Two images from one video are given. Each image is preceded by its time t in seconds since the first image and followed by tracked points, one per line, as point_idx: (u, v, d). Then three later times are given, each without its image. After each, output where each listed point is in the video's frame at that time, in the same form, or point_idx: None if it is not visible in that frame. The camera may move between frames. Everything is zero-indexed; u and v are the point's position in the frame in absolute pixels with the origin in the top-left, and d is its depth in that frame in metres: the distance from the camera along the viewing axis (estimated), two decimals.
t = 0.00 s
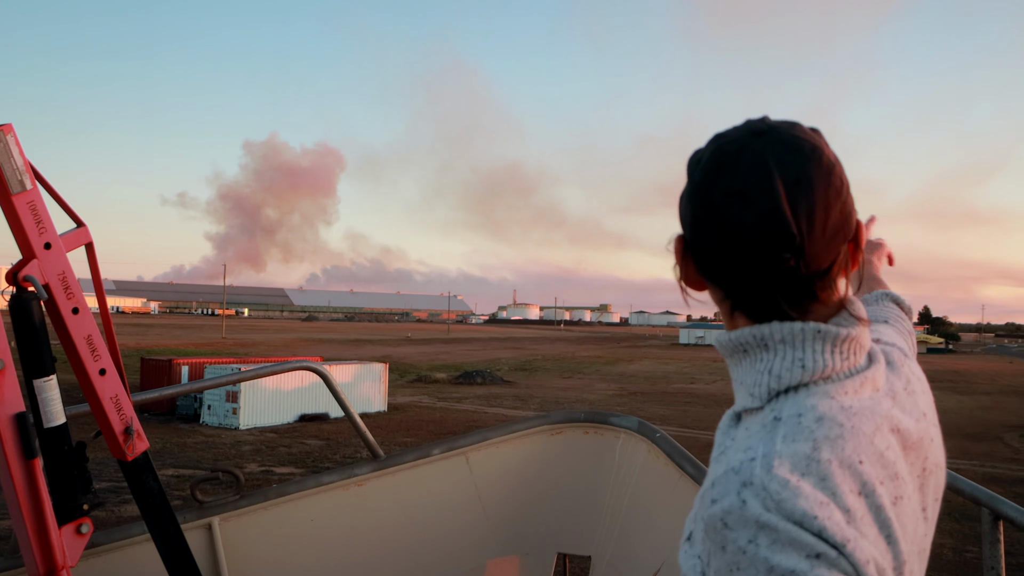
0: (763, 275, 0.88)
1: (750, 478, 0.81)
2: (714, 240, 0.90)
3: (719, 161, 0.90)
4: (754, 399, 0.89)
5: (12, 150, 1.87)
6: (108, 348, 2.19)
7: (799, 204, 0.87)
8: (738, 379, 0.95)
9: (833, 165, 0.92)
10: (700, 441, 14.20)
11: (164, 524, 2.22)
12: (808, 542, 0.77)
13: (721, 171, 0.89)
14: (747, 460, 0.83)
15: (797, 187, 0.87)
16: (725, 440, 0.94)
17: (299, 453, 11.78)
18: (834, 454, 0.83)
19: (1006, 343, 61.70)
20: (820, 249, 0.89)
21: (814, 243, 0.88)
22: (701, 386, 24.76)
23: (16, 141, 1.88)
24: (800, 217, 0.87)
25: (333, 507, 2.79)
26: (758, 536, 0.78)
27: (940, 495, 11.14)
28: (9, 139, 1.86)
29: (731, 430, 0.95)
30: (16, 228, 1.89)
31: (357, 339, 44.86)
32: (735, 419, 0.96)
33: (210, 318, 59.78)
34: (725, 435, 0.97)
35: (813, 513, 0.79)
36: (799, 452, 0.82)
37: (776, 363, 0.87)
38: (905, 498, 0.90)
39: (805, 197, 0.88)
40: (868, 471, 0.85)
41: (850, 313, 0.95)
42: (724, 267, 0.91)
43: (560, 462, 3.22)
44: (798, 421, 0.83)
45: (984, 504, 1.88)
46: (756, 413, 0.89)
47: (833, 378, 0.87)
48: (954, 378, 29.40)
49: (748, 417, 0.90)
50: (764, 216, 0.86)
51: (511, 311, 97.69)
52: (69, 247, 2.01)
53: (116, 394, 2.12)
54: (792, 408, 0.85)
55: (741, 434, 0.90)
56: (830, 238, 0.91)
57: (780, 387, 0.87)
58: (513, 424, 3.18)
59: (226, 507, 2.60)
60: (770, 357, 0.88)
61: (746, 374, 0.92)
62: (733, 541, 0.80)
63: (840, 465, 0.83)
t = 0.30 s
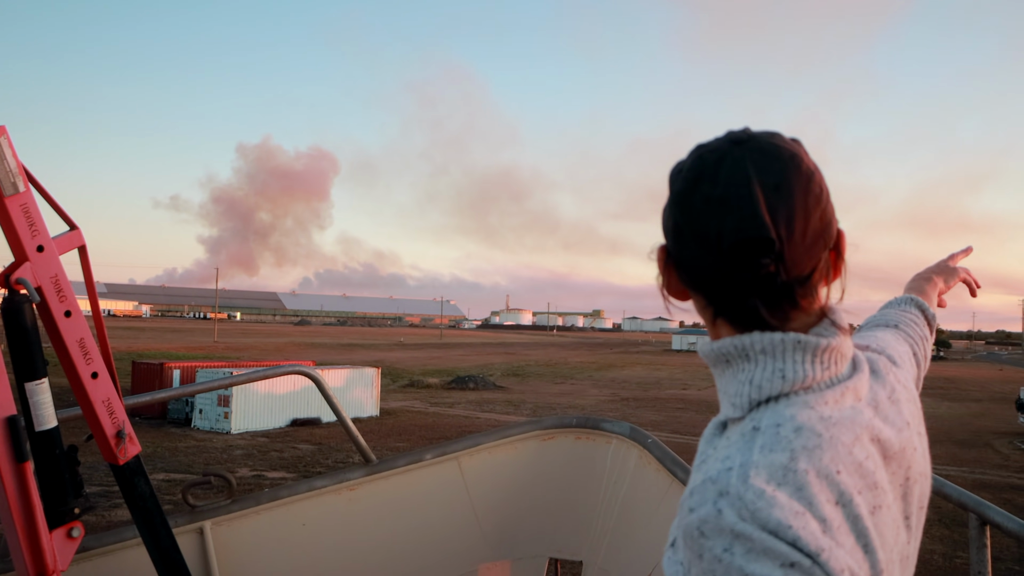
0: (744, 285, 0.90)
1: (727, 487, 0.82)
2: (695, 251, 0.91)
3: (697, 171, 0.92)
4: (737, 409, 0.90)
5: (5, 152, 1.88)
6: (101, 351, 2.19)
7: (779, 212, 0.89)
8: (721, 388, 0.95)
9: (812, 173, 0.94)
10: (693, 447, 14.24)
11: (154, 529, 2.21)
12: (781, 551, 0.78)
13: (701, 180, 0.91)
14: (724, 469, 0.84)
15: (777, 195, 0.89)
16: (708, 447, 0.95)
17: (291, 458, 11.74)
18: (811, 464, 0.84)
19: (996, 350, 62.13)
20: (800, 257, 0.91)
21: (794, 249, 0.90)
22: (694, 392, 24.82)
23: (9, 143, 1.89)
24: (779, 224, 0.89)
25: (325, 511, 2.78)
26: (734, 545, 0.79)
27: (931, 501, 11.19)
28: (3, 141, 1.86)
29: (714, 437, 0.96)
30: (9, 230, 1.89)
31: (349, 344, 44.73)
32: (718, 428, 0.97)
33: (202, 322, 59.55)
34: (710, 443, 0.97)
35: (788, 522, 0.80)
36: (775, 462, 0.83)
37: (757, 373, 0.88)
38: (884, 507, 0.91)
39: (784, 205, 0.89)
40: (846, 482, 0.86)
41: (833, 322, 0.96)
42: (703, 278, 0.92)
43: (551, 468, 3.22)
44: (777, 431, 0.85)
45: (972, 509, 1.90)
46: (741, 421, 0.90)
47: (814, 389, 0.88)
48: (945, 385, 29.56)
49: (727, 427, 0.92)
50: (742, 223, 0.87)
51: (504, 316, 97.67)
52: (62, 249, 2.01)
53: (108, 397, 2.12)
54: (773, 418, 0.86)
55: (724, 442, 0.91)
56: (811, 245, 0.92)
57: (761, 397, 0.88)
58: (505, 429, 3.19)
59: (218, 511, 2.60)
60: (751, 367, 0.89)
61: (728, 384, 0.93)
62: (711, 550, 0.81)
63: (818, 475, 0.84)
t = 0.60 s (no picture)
0: (739, 285, 0.92)
1: (721, 483, 0.83)
2: (690, 250, 0.93)
3: (695, 170, 0.93)
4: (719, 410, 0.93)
5: None
6: (88, 353, 2.19)
7: (772, 212, 0.92)
8: (706, 386, 0.97)
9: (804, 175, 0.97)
10: (681, 451, 14.29)
11: (140, 530, 2.21)
12: (771, 544, 0.80)
13: (696, 181, 0.92)
14: (714, 465, 0.85)
15: (771, 196, 0.92)
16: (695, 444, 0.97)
17: (278, 460, 11.70)
18: (798, 461, 0.86)
19: (980, 354, 62.87)
20: (792, 256, 0.94)
21: (786, 250, 0.93)
22: (682, 396, 24.91)
23: None
24: (772, 224, 0.91)
25: (312, 513, 2.79)
26: (724, 539, 0.81)
27: (916, 506, 11.29)
28: None
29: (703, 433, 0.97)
30: None
31: (337, 346, 44.57)
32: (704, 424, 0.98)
33: (189, 324, 59.17)
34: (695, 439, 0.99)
35: (778, 518, 0.82)
36: (764, 458, 0.85)
37: (743, 372, 0.90)
38: (866, 504, 0.94)
39: (777, 205, 0.92)
40: (830, 478, 0.89)
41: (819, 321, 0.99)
42: (696, 277, 0.94)
43: (538, 470, 3.24)
44: (763, 429, 0.87)
45: (955, 512, 1.93)
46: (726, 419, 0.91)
47: (798, 389, 0.91)
48: (931, 390, 29.80)
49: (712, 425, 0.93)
50: (739, 222, 0.89)
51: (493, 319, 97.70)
52: (48, 250, 2.01)
53: (94, 399, 2.12)
54: (758, 416, 0.88)
55: (711, 439, 0.92)
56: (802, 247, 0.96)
57: (747, 396, 0.90)
58: (492, 431, 3.20)
59: (203, 513, 2.60)
60: (735, 368, 0.91)
61: (711, 382, 0.95)
62: (701, 544, 0.82)
63: (804, 471, 0.86)
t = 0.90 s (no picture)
0: (769, 295, 0.93)
1: (736, 491, 0.83)
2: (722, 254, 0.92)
3: (729, 177, 0.92)
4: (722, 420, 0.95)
5: None
6: (77, 359, 2.19)
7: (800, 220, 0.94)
8: (709, 394, 0.98)
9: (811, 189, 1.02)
10: (671, 460, 14.31)
11: (129, 537, 2.21)
12: (789, 550, 0.82)
13: (730, 187, 0.92)
14: (727, 474, 0.85)
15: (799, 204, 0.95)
16: (697, 453, 0.97)
17: (267, 467, 11.64)
18: (805, 466, 0.88)
19: (967, 365, 63.35)
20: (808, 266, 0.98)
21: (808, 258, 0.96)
22: (672, 405, 24.95)
23: None
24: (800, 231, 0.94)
25: (302, 521, 2.79)
26: (742, 546, 0.81)
27: (905, 515, 11.37)
28: None
29: (705, 442, 0.98)
30: None
31: (327, 353, 44.38)
32: (704, 432, 1.00)
33: (177, 330, 58.74)
34: (697, 447, 1.00)
35: (794, 522, 0.83)
36: (775, 465, 0.86)
37: (747, 383, 0.93)
38: (861, 507, 0.97)
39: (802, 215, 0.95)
40: (834, 482, 0.91)
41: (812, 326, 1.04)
42: (722, 285, 0.95)
43: (527, 478, 3.25)
44: (770, 435, 0.88)
45: (943, 522, 1.96)
46: (731, 427, 0.93)
47: (797, 397, 0.93)
48: (919, 400, 29.98)
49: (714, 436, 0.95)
50: (776, 229, 0.90)
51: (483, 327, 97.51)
52: (39, 257, 2.01)
53: (84, 405, 2.12)
54: (765, 423, 0.90)
55: (714, 448, 0.93)
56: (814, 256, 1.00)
57: (749, 406, 0.92)
58: (482, 440, 3.21)
59: (193, 520, 2.60)
60: (738, 378, 0.94)
61: (714, 392, 0.97)
62: (718, 551, 0.82)
63: (812, 477, 0.88)
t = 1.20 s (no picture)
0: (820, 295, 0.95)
1: (762, 481, 0.82)
2: (795, 251, 0.90)
3: (817, 182, 0.92)
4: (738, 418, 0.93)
5: None
6: (73, 359, 2.19)
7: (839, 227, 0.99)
8: (719, 396, 0.97)
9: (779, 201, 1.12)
10: (665, 463, 14.35)
11: (122, 538, 2.20)
12: (816, 537, 0.82)
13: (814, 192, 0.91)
14: (752, 464, 0.84)
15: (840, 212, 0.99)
16: (710, 451, 0.95)
17: (261, 468, 11.61)
18: (822, 458, 0.88)
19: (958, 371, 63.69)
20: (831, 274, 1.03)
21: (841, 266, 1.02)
22: (666, 408, 24.99)
23: None
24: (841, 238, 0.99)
25: (297, 522, 2.79)
26: (773, 535, 0.80)
27: (898, 519, 11.43)
28: None
29: (715, 440, 0.96)
30: None
31: (320, 355, 44.28)
32: (713, 432, 0.98)
33: (170, 331, 58.52)
34: (704, 446, 0.98)
35: (819, 510, 0.83)
36: (796, 457, 0.86)
37: (764, 380, 0.92)
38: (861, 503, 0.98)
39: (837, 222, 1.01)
40: (845, 475, 0.91)
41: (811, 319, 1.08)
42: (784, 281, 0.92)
43: (521, 481, 3.27)
44: (787, 428, 0.88)
45: (937, 526, 1.97)
46: (745, 424, 0.92)
47: (804, 394, 0.93)
48: (912, 404, 30.12)
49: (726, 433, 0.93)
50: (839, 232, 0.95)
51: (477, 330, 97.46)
52: (35, 257, 2.02)
53: (80, 405, 2.12)
54: (782, 416, 0.90)
55: (727, 442, 0.92)
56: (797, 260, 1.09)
57: (765, 401, 0.91)
58: (476, 442, 3.23)
59: (187, 520, 2.60)
60: (757, 375, 0.92)
61: (734, 391, 0.94)
62: (748, 540, 0.81)
63: (828, 469, 0.88)
